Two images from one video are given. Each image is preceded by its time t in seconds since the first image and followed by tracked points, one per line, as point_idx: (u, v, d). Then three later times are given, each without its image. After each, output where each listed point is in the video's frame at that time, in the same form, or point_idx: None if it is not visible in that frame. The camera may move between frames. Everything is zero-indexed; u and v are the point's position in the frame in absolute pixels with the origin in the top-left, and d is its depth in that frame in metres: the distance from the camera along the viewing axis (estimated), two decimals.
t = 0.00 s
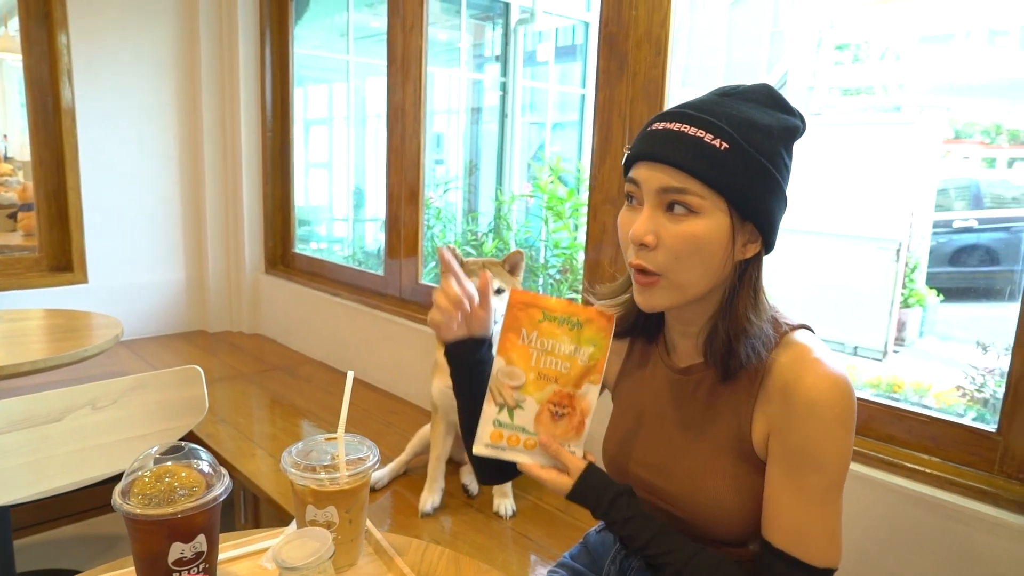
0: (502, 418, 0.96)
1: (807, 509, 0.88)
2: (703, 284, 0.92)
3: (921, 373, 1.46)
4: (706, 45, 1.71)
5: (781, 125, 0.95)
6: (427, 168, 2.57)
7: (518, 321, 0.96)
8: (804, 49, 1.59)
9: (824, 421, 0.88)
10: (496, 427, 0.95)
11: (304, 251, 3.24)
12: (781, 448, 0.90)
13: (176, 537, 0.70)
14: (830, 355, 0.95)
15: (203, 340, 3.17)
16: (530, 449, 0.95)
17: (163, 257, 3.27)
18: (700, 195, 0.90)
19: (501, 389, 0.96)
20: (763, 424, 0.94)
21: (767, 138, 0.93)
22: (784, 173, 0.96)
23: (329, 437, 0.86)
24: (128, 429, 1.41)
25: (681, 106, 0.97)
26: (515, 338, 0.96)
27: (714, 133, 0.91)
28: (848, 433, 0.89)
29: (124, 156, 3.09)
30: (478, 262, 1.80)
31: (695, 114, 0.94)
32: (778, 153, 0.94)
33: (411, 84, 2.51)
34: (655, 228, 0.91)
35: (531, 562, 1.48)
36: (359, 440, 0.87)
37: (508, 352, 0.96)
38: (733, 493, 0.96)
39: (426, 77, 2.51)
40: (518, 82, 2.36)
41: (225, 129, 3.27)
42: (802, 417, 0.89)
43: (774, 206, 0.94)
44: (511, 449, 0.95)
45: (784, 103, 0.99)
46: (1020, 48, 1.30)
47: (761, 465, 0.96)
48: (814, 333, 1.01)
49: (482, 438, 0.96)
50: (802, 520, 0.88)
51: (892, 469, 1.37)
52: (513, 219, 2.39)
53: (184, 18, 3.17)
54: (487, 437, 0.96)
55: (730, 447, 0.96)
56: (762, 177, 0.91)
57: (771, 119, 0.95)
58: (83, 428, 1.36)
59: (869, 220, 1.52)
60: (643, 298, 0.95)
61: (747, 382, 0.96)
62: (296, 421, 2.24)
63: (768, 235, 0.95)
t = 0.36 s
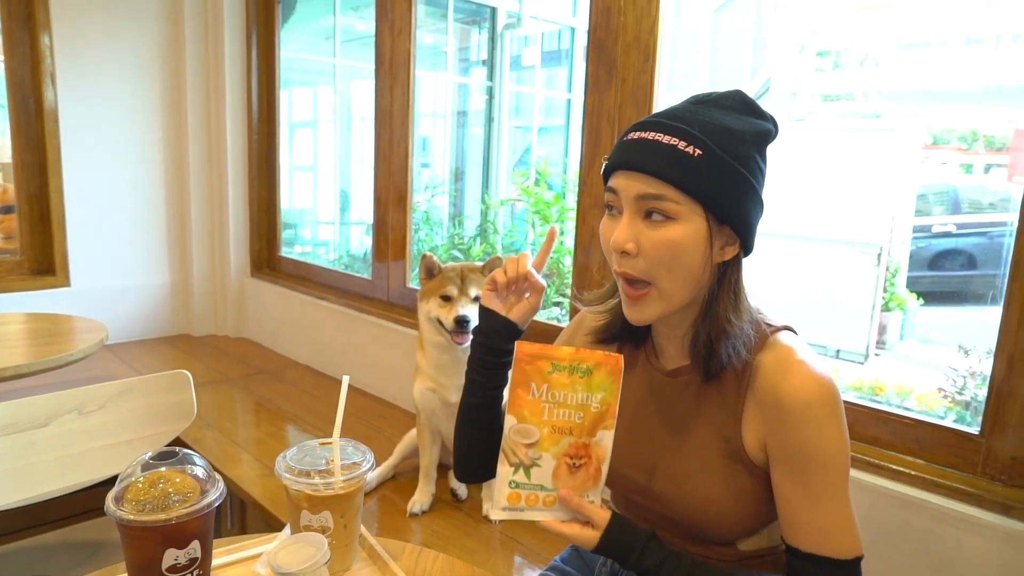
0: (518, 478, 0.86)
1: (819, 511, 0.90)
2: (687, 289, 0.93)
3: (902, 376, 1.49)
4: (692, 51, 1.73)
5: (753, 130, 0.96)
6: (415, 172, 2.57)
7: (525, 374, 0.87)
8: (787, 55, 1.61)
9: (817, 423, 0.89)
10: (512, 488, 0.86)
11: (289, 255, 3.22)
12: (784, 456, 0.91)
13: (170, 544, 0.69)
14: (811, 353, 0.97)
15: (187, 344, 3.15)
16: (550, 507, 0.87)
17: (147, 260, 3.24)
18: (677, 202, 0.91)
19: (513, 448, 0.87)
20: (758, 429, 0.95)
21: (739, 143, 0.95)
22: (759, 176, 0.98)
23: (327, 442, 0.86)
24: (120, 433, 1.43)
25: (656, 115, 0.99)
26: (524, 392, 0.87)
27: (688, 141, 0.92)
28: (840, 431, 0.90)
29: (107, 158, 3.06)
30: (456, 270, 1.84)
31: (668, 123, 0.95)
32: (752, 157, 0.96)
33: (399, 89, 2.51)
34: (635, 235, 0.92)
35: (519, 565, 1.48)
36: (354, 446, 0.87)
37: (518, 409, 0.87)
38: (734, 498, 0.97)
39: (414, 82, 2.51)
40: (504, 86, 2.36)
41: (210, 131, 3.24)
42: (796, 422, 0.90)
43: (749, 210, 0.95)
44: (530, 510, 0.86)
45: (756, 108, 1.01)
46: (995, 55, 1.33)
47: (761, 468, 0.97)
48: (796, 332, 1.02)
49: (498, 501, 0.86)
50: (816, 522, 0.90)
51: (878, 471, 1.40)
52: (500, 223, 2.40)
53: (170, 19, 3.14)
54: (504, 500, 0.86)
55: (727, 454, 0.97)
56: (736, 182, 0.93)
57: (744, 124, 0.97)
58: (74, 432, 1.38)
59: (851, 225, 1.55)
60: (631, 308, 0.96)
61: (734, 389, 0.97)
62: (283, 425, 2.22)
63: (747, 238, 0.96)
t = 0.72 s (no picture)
0: (525, 484, 0.87)
1: (819, 514, 0.90)
2: (679, 295, 0.93)
3: (896, 379, 1.49)
4: (686, 54, 1.73)
5: (739, 132, 0.97)
6: (409, 175, 2.56)
7: (535, 379, 0.86)
8: (780, 58, 1.62)
9: (814, 425, 0.90)
10: (519, 494, 0.86)
11: (283, 257, 3.21)
12: (781, 460, 0.92)
13: (164, 549, 0.69)
14: (806, 356, 0.97)
15: (181, 346, 3.13)
16: (557, 512, 0.88)
17: (141, 262, 3.23)
18: (667, 208, 0.91)
19: (521, 454, 0.86)
20: (754, 432, 0.95)
21: (725, 146, 0.95)
22: (747, 178, 0.98)
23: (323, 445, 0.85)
24: (116, 436, 1.43)
25: (641, 122, 0.99)
26: (533, 398, 0.86)
27: (674, 147, 0.93)
28: (837, 434, 0.91)
29: (101, 160, 3.04)
30: (446, 274, 1.78)
31: (653, 130, 0.96)
32: (738, 160, 0.96)
33: (393, 93, 2.51)
34: (626, 242, 0.92)
35: (513, 567, 1.48)
36: (350, 449, 0.86)
37: (526, 415, 0.86)
38: (730, 501, 0.97)
39: (409, 84, 2.51)
40: (499, 88, 2.37)
41: (204, 133, 3.23)
42: (792, 425, 0.90)
43: (738, 212, 0.95)
44: (537, 515, 0.87)
45: (741, 110, 1.01)
46: (986, 59, 1.34)
47: (758, 472, 0.97)
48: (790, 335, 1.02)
49: (505, 507, 0.87)
50: (817, 524, 0.90)
51: (873, 474, 1.40)
52: (494, 226, 2.40)
53: (164, 20, 3.13)
54: (510, 506, 0.87)
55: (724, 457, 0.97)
56: (724, 185, 0.93)
57: (729, 127, 0.97)
58: (67, 436, 1.38)
59: (844, 228, 1.56)
60: (624, 315, 0.95)
61: (729, 393, 0.97)
62: (277, 428, 2.21)
63: (738, 241, 0.96)
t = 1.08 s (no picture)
0: (521, 479, 0.87)
1: (814, 513, 0.90)
2: (683, 295, 0.92)
3: (898, 377, 1.49)
4: (688, 52, 1.73)
5: (739, 129, 0.97)
6: (410, 173, 2.56)
7: (534, 374, 0.86)
8: (783, 56, 1.61)
9: (811, 425, 0.89)
10: (515, 489, 0.86)
11: (285, 255, 3.21)
12: (778, 459, 0.91)
13: (161, 547, 0.69)
14: (804, 354, 0.97)
15: (182, 345, 3.13)
16: (553, 507, 0.88)
17: (142, 260, 3.23)
18: (673, 208, 0.90)
19: (517, 449, 0.87)
20: (751, 431, 0.95)
21: (727, 144, 0.95)
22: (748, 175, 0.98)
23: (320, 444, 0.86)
24: (117, 434, 1.43)
25: (641, 120, 0.98)
26: (532, 393, 0.86)
27: (678, 146, 0.92)
28: (834, 432, 0.90)
29: (102, 158, 3.04)
30: (456, 273, 1.79)
31: (655, 129, 0.95)
32: (739, 157, 0.96)
33: (394, 92, 2.50)
34: (631, 243, 0.91)
35: (514, 566, 1.48)
36: (347, 447, 0.86)
37: (524, 411, 0.86)
38: (727, 500, 0.97)
39: (409, 83, 2.50)
40: (501, 86, 2.36)
41: (205, 131, 3.23)
42: (789, 424, 0.90)
43: (741, 209, 0.95)
44: (532, 510, 0.87)
45: (739, 105, 1.01)
46: (989, 57, 1.34)
47: (755, 470, 0.97)
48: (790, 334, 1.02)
49: (500, 501, 0.87)
50: (813, 524, 0.90)
51: (874, 473, 1.40)
52: (495, 224, 2.39)
53: (164, 19, 3.13)
54: (506, 500, 0.87)
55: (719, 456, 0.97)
56: (727, 183, 0.93)
57: (730, 123, 0.97)
58: (66, 434, 1.38)
59: (846, 226, 1.55)
60: (626, 315, 0.94)
61: (727, 391, 0.97)
62: (277, 427, 2.21)
63: (740, 238, 0.96)
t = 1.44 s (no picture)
0: (522, 484, 0.86)
1: (814, 510, 0.90)
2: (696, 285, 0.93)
3: (900, 376, 1.49)
4: (690, 51, 1.73)
5: (745, 128, 0.99)
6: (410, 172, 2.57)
7: (533, 374, 0.85)
8: (785, 54, 1.61)
9: (808, 423, 0.89)
10: (518, 494, 0.85)
11: (285, 255, 3.22)
12: (776, 456, 0.91)
13: (158, 547, 0.69)
14: (801, 350, 0.97)
15: (183, 344, 3.14)
16: (556, 512, 0.87)
17: (142, 259, 3.23)
18: (697, 195, 0.90)
19: (519, 452, 0.86)
20: (748, 430, 0.95)
21: (737, 139, 0.97)
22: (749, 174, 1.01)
23: (318, 443, 0.86)
24: (118, 432, 1.43)
25: (653, 110, 0.97)
26: (532, 395, 0.85)
27: (700, 135, 0.92)
28: (832, 429, 0.90)
29: (103, 157, 3.05)
30: (455, 273, 1.79)
31: (674, 118, 0.95)
32: (747, 154, 0.98)
33: (395, 91, 2.50)
34: (653, 231, 0.90)
35: (514, 566, 1.48)
36: (345, 446, 0.87)
37: (525, 412, 0.85)
38: (724, 499, 0.97)
39: (409, 81, 2.50)
40: (501, 85, 2.37)
41: (206, 130, 3.23)
42: (787, 421, 0.90)
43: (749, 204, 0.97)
44: (535, 515, 0.87)
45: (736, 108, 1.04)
46: (992, 55, 1.33)
47: (752, 468, 0.97)
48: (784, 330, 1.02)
49: (502, 508, 0.86)
50: (812, 521, 0.90)
51: (874, 472, 1.39)
52: (496, 223, 2.39)
53: (165, 17, 3.13)
54: (507, 507, 0.87)
55: (716, 455, 0.97)
56: (743, 177, 0.94)
57: (737, 122, 0.99)
58: (63, 434, 1.38)
59: (847, 225, 1.55)
60: (637, 303, 0.92)
61: (724, 388, 0.97)
62: (278, 426, 2.22)
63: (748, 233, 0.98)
